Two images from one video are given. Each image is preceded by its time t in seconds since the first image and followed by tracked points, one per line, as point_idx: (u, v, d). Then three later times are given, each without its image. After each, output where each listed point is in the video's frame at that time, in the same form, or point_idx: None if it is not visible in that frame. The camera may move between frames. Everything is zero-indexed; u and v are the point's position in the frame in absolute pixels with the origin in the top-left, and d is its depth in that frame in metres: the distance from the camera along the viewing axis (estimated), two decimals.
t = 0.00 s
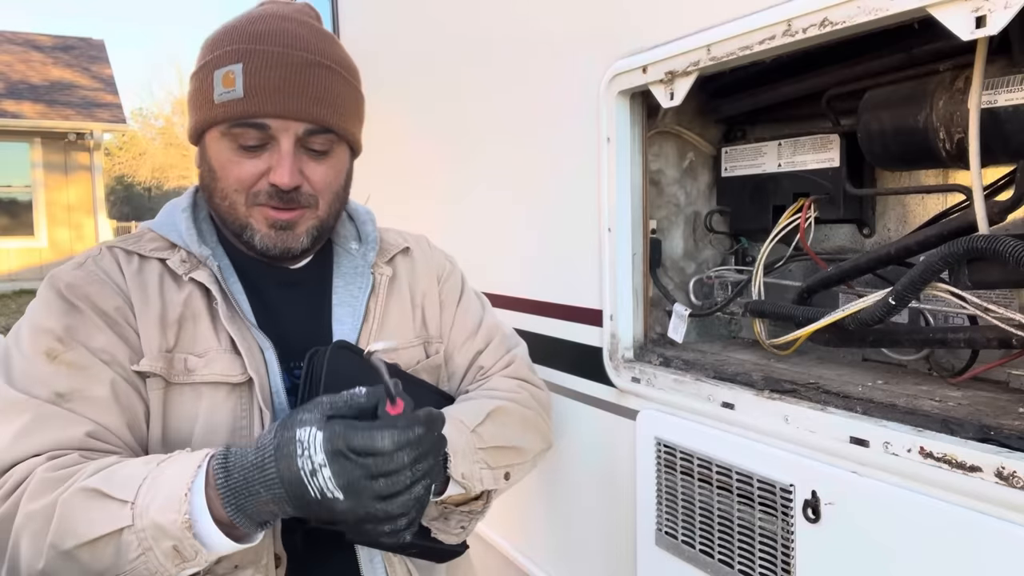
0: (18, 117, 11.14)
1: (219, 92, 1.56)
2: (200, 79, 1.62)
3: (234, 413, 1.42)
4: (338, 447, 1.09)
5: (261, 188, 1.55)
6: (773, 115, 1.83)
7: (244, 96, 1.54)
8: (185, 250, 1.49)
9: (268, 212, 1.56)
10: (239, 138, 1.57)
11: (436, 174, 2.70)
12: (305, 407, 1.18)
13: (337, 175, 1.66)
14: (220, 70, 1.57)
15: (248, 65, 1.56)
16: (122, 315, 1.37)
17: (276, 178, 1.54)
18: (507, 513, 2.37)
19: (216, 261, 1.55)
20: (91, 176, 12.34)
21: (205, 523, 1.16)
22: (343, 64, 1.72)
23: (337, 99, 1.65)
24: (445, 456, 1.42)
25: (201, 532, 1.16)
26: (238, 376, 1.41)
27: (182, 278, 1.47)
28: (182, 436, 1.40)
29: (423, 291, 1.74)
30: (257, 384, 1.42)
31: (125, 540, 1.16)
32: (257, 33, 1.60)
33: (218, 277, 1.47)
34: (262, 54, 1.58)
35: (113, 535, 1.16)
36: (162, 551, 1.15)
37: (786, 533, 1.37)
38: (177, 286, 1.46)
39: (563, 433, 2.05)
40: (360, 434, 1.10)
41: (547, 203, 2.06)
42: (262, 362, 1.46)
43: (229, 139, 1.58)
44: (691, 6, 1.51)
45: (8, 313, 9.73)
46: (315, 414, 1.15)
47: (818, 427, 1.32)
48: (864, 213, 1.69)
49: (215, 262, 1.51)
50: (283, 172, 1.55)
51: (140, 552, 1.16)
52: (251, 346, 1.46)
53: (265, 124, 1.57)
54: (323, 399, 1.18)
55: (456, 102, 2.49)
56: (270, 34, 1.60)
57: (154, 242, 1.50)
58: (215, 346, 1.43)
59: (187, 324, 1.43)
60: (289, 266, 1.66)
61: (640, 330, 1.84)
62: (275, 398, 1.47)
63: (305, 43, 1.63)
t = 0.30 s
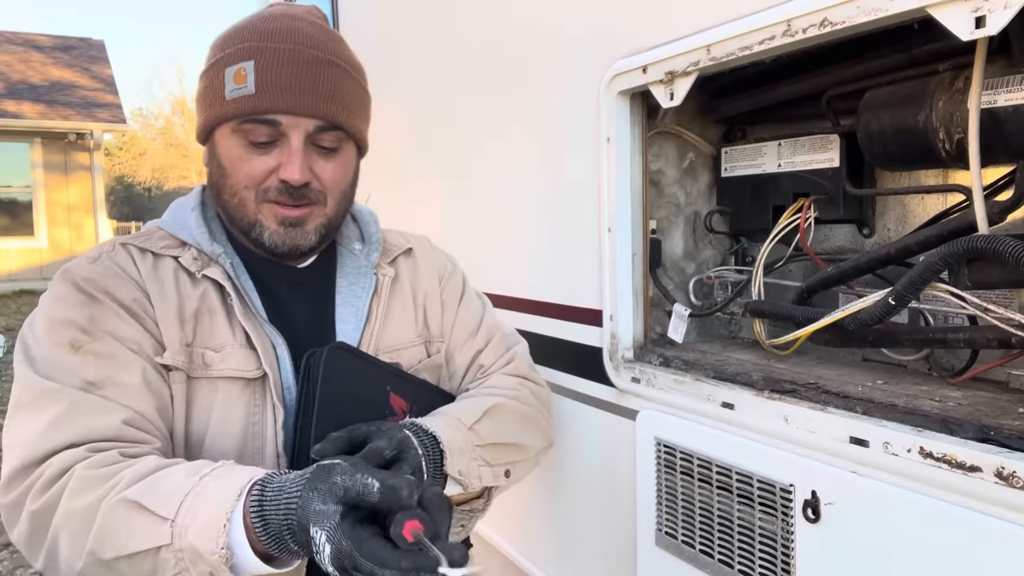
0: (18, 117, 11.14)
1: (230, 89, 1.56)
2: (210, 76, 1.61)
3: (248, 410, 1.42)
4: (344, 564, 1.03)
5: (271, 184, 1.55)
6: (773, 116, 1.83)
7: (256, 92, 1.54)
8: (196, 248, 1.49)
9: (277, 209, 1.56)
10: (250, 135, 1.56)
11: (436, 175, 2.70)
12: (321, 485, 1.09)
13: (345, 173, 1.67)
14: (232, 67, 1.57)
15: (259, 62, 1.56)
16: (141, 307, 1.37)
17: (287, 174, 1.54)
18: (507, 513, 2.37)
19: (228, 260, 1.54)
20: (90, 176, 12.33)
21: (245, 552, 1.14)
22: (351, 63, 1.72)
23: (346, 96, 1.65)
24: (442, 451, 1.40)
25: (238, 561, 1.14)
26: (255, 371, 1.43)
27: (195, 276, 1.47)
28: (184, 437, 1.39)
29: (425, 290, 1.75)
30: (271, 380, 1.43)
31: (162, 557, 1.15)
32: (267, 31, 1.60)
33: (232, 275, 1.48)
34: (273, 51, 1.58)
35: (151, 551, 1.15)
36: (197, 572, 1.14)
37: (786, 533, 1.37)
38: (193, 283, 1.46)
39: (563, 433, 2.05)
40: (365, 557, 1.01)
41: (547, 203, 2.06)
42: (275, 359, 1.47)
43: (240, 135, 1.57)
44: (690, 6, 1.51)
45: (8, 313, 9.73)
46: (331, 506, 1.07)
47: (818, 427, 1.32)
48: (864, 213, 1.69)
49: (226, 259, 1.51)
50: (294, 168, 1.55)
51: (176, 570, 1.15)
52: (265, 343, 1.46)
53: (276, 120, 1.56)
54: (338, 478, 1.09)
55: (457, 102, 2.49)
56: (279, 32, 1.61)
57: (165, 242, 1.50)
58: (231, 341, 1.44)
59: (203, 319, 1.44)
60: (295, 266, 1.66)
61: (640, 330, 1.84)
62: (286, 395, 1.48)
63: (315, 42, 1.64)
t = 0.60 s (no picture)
0: (18, 117, 11.14)
1: (240, 88, 1.56)
2: (220, 76, 1.61)
3: (246, 412, 1.43)
4: (344, 547, 1.00)
5: (280, 183, 1.55)
6: (773, 116, 1.83)
7: (266, 91, 1.54)
8: (197, 249, 1.49)
9: (286, 209, 1.56)
10: (260, 134, 1.57)
11: (436, 175, 2.70)
12: (324, 478, 1.09)
13: (353, 173, 1.67)
14: (242, 66, 1.57)
15: (270, 61, 1.56)
16: (138, 311, 1.37)
17: (296, 173, 1.54)
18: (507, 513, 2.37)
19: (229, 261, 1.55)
20: (90, 176, 12.35)
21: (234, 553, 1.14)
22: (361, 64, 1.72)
23: (356, 96, 1.65)
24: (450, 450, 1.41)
25: (228, 562, 1.14)
26: (252, 374, 1.42)
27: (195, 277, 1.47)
28: (184, 438, 1.39)
29: (430, 291, 1.75)
30: (269, 383, 1.43)
31: (150, 560, 1.15)
32: (278, 31, 1.60)
33: (232, 277, 1.47)
34: (284, 50, 1.58)
35: (139, 555, 1.15)
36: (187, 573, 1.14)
37: (786, 533, 1.37)
38: (190, 284, 1.45)
39: (563, 433, 2.05)
40: (365, 539, 0.99)
41: (547, 203, 2.06)
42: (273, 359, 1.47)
43: (250, 135, 1.58)
44: (691, 6, 1.51)
45: (8, 313, 9.73)
46: (332, 496, 1.07)
47: (818, 427, 1.32)
48: (864, 213, 1.69)
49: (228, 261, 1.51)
50: (303, 167, 1.55)
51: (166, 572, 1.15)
52: (263, 343, 1.47)
53: (286, 120, 1.56)
54: (342, 469, 1.10)
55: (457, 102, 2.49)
56: (290, 32, 1.61)
57: (168, 242, 1.50)
58: (229, 343, 1.43)
59: (200, 321, 1.44)
60: (300, 266, 1.66)
61: (640, 330, 1.84)
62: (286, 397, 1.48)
63: (326, 42, 1.64)
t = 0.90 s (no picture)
0: (18, 117, 11.14)
1: (237, 85, 1.56)
2: (216, 74, 1.61)
3: (245, 407, 1.42)
4: (348, 448, 1.13)
5: (278, 180, 1.56)
6: (773, 116, 1.83)
7: (262, 87, 1.54)
8: (196, 247, 1.49)
9: (284, 205, 1.56)
10: (258, 130, 1.57)
11: (436, 174, 2.70)
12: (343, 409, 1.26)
13: (351, 169, 1.66)
14: (237, 64, 1.57)
15: (265, 57, 1.56)
16: (136, 308, 1.37)
17: (292, 169, 1.54)
18: (507, 513, 2.37)
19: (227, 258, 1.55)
20: (91, 176, 12.35)
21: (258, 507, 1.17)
22: (356, 60, 1.72)
23: (352, 92, 1.65)
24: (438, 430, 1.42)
25: (253, 518, 1.17)
26: (250, 369, 1.42)
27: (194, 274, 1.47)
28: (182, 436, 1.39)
29: (428, 288, 1.75)
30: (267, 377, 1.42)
31: (170, 525, 1.16)
32: (271, 28, 1.61)
33: (230, 273, 1.48)
34: (278, 46, 1.58)
35: (158, 523, 1.16)
36: (209, 537, 1.15)
37: (786, 533, 1.37)
38: (189, 282, 1.46)
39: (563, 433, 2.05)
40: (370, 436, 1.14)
41: (547, 203, 2.06)
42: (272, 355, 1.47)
43: (245, 132, 1.58)
44: (691, 6, 1.51)
45: (8, 313, 9.73)
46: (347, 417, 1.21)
47: (818, 427, 1.32)
48: (864, 213, 1.69)
49: (226, 257, 1.51)
50: (300, 162, 1.55)
51: (186, 537, 1.16)
52: (262, 339, 1.47)
53: (282, 116, 1.56)
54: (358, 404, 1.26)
55: (456, 102, 2.49)
56: (285, 28, 1.61)
57: (166, 241, 1.50)
58: (226, 339, 1.43)
59: (199, 318, 1.44)
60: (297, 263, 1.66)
61: (640, 330, 1.84)
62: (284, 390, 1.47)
63: (321, 38, 1.64)
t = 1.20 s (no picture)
0: (18, 117, 11.13)
1: (227, 83, 1.56)
2: (209, 72, 1.61)
3: (246, 405, 1.42)
4: (340, 460, 1.10)
5: (268, 175, 1.55)
6: (773, 116, 1.83)
7: (251, 85, 1.54)
8: (194, 245, 1.49)
9: (274, 199, 1.56)
10: (247, 127, 1.57)
11: (436, 175, 2.70)
12: (327, 402, 1.20)
13: (343, 165, 1.67)
14: (226, 63, 1.57)
15: (253, 54, 1.56)
16: (137, 303, 1.37)
17: (282, 165, 1.54)
18: (507, 513, 2.37)
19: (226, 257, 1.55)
20: (91, 176, 12.35)
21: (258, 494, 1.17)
22: (347, 57, 1.72)
23: (343, 88, 1.65)
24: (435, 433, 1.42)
25: (252, 505, 1.17)
26: (251, 367, 1.42)
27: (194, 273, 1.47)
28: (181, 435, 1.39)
29: (427, 287, 1.75)
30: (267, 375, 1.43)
31: (170, 513, 1.16)
32: (260, 26, 1.61)
33: (229, 272, 1.48)
34: (266, 44, 1.58)
35: (158, 510, 1.16)
36: (209, 525, 1.15)
37: (786, 533, 1.37)
38: (191, 280, 1.46)
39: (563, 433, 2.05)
40: (361, 445, 1.11)
41: (547, 203, 2.06)
42: (272, 355, 1.47)
43: (237, 129, 1.58)
44: (691, 6, 1.51)
45: (8, 313, 9.73)
46: (335, 416, 1.16)
47: (818, 427, 1.32)
48: (864, 213, 1.70)
49: (225, 257, 1.51)
50: (291, 159, 1.55)
51: (186, 525, 1.15)
52: (262, 338, 1.47)
53: (271, 113, 1.57)
54: (344, 395, 1.21)
55: (456, 102, 2.49)
56: (273, 27, 1.61)
57: (165, 240, 1.50)
58: (227, 336, 1.43)
59: (199, 315, 1.44)
60: (295, 262, 1.67)
61: (640, 330, 1.84)
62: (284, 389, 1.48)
63: (310, 35, 1.64)
